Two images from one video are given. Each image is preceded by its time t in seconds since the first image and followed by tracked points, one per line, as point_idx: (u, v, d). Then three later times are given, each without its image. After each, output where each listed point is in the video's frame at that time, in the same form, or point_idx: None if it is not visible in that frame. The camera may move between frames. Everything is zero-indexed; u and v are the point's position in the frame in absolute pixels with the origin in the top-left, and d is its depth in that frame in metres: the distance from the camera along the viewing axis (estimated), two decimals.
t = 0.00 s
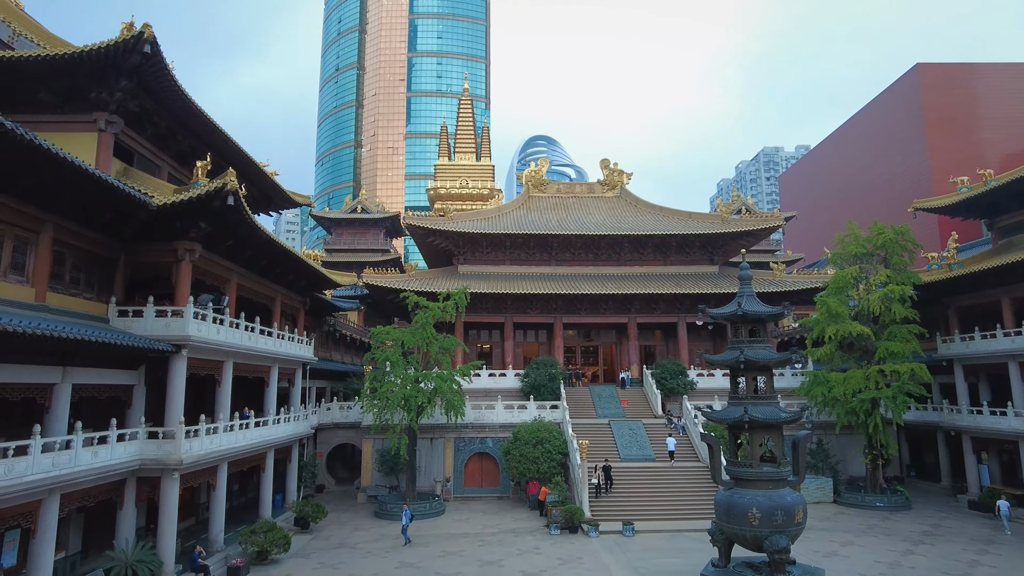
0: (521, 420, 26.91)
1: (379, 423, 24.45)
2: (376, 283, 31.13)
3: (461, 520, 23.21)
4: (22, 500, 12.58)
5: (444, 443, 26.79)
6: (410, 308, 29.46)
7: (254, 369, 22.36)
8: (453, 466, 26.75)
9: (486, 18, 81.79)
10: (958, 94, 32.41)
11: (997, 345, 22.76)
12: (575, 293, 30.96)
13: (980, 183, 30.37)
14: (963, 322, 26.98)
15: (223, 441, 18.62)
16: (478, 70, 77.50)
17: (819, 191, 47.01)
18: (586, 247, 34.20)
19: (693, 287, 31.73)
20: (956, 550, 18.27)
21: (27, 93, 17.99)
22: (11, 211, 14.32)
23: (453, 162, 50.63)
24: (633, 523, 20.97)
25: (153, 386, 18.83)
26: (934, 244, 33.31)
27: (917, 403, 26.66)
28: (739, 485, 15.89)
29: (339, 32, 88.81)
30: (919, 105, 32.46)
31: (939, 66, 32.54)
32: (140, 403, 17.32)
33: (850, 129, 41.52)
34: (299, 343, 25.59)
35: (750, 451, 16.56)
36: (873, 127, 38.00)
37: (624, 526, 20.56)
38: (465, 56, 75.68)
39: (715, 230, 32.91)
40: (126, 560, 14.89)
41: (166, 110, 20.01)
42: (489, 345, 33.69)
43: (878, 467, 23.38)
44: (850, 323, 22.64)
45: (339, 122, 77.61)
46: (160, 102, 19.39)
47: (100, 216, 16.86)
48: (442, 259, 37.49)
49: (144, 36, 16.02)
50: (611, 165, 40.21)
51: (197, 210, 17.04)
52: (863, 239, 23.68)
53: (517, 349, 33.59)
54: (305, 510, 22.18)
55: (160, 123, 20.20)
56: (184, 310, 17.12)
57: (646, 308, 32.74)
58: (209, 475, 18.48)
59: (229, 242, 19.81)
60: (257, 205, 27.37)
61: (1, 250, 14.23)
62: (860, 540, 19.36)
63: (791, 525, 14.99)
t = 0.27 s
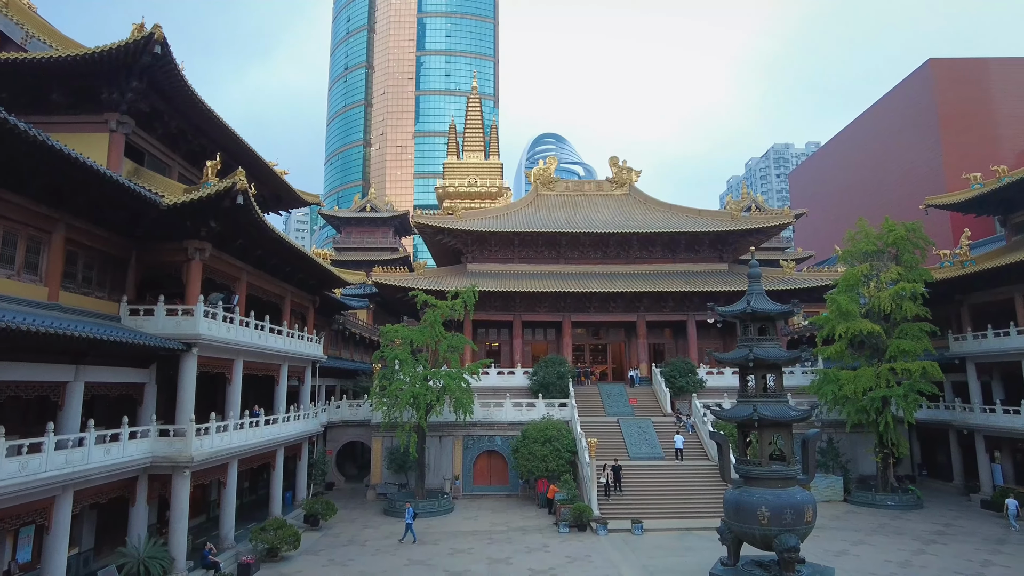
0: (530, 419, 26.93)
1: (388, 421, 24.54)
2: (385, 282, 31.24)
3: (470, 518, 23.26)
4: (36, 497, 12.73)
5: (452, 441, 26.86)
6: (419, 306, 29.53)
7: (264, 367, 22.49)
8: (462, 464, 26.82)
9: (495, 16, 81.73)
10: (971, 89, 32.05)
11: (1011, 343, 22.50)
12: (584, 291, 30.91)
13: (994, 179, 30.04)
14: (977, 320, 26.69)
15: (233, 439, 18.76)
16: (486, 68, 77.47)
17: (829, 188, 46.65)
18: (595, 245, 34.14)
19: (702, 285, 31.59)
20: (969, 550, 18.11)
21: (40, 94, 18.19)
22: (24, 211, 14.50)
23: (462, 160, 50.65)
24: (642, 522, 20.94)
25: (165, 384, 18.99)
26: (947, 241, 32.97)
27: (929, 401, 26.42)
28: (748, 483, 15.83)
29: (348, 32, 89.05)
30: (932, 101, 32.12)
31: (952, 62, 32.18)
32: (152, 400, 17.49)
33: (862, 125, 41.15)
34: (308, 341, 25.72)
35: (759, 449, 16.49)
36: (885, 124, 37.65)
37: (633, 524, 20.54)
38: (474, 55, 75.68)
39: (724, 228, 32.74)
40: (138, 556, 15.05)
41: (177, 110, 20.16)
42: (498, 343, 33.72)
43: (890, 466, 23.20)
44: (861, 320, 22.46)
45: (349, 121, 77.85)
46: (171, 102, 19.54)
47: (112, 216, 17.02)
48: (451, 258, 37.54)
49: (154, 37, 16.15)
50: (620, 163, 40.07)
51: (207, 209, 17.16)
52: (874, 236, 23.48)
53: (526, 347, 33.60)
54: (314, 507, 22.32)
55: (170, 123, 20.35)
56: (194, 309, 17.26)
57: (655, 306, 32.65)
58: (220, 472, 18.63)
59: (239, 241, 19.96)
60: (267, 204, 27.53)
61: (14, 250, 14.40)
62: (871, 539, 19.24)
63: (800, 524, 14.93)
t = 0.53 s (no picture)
0: (534, 417, 26.94)
1: (392, 419, 24.59)
2: (390, 281, 31.30)
3: (474, 517, 23.30)
4: (43, 495, 12.82)
5: (457, 439, 26.90)
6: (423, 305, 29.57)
7: (270, 366, 22.57)
8: (466, 463, 26.86)
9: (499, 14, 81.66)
10: (978, 86, 31.86)
11: (1017, 341, 22.38)
12: (588, 290, 30.88)
13: (1000, 176, 29.87)
14: (983, 318, 26.54)
15: (239, 438, 18.85)
16: (491, 67, 77.43)
17: (835, 185, 46.45)
18: (599, 244, 34.11)
19: (707, 283, 31.51)
20: (974, 549, 18.03)
21: (45, 95, 18.29)
22: (30, 211, 14.60)
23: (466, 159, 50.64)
24: (646, 521, 20.93)
25: (170, 383, 19.09)
26: (953, 239, 32.80)
27: (935, 400, 26.30)
28: (752, 482, 15.80)
29: (353, 31, 89.09)
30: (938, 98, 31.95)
31: (959, 58, 31.99)
32: (157, 399, 17.58)
33: (867, 123, 40.96)
34: (313, 340, 25.79)
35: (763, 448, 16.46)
36: (890, 121, 37.47)
37: (637, 523, 20.53)
38: (478, 53, 75.62)
39: (729, 226, 32.63)
40: (144, 554, 15.14)
41: (181, 110, 20.23)
42: (502, 342, 33.76)
43: (895, 465, 23.11)
44: (866, 319, 22.36)
45: (353, 121, 77.92)
46: (175, 102, 19.62)
47: (117, 216, 17.11)
48: (455, 257, 37.56)
49: (159, 37, 16.22)
50: (624, 161, 39.99)
51: (211, 209, 17.23)
52: (879, 234, 23.38)
53: (530, 346, 33.61)
54: (319, 506, 22.40)
55: (175, 123, 20.42)
56: (199, 308, 17.34)
57: (660, 304, 32.58)
58: (226, 470, 18.71)
59: (243, 241, 20.04)
60: (271, 203, 27.60)
61: (20, 249, 14.50)
62: (875, 538, 19.18)
63: (804, 522, 14.90)
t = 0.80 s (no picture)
0: (534, 416, 26.95)
1: (393, 418, 24.62)
2: (391, 280, 31.33)
3: (476, 515, 23.29)
4: (45, 493, 12.86)
5: (458, 438, 26.92)
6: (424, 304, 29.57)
7: (271, 365, 22.61)
8: (467, 461, 26.89)
9: (500, 13, 81.61)
10: (980, 84, 31.76)
11: (1018, 340, 22.37)
12: (589, 289, 30.88)
13: (1001, 174, 29.84)
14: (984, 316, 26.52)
15: (239, 436, 18.88)
16: (491, 66, 77.36)
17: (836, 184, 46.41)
18: (600, 243, 34.10)
19: (707, 282, 31.49)
20: (975, 547, 18.04)
21: (46, 95, 18.31)
22: (31, 210, 14.63)
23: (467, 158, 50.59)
24: (647, 519, 20.97)
25: (171, 382, 19.11)
26: (954, 237, 32.75)
27: (936, 399, 26.28)
28: (752, 480, 15.82)
29: (354, 30, 89.04)
30: (939, 96, 31.89)
31: (961, 56, 31.89)
32: (158, 398, 17.62)
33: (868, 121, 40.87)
34: (313, 339, 25.80)
35: (763, 446, 16.47)
36: (891, 119, 37.39)
37: (637, 522, 20.55)
38: (478, 52, 75.54)
39: (730, 225, 32.61)
40: (145, 553, 15.19)
41: (182, 109, 20.25)
42: (502, 341, 33.80)
43: (896, 463, 23.10)
44: (867, 317, 22.33)
45: (354, 119, 77.89)
46: (176, 101, 19.63)
47: (118, 215, 17.13)
48: (456, 256, 37.56)
49: (159, 37, 16.22)
50: (625, 160, 39.94)
51: (212, 208, 17.23)
52: (880, 232, 23.33)
53: (531, 345, 33.64)
54: (320, 504, 22.44)
55: (176, 123, 20.43)
56: (200, 308, 17.37)
57: (661, 303, 32.56)
58: (227, 469, 18.74)
59: (244, 240, 20.05)
60: (272, 203, 27.62)
61: (21, 249, 14.53)
62: (876, 537, 19.19)
63: (804, 521, 14.92)
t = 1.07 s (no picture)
0: (534, 415, 26.98)
1: (393, 417, 24.64)
2: (390, 279, 31.32)
3: (475, 513, 23.32)
4: (44, 492, 12.88)
5: (457, 437, 26.95)
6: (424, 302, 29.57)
7: (270, 364, 22.62)
8: (466, 460, 26.92)
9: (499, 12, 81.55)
10: (980, 82, 31.73)
11: (1016, 339, 22.40)
12: (588, 288, 30.88)
13: (1001, 173, 29.86)
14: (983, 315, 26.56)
15: (239, 435, 18.90)
16: (491, 64, 77.29)
17: (835, 183, 46.46)
18: (599, 241, 34.10)
19: (707, 281, 31.50)
20: (972, 545, 18.09)
21: (46, 93, 18.31)
22: (31, 209, 14.63)
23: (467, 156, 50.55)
24: (646, 517, 20.99)
25: (170, 380, 19.13)
26: (954, 236, 32.78)
27: (935, 397, 26.30)
28: (751, 479, 15.86)
29: (353, 29, 88.94)
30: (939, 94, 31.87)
31: (961, 54, 31.86)
32: (157, 396, 17.63)
33: (868, 119, 40.86)
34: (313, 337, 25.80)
35: (761, 445, 16.50)
36: (891, 118, 37.37)
37: (636, 520, 20.59)
38: (478, 51, 75.44)
39: (729, 223, 32.61)
40: (144, 551, 15.22)
41: (181, 108, 20.24)
42: (502, 340, 33.82)
43: (894, 462, 23.14)
44: (866, 316, 22.34)
45: (354, 118, 77.85)
46: (176, 100, 19.63)
47: (118, 214, 17.13)
48: (455, 254, 37.57)
49: (158, 35, 16.21)
50: (624, 158, 39.91)
51: (211, 206, 17.23)
52: (879, 231, 23.35)
53: (530, 344, 33.64)
54: (320, 503, 22.45)
55: (175, 121, 20.43)
56: (199, 306, 17.38)
57: (660, 302, 32.58)
58: (226, 467, 18.76)
59: (243, 239, 20.05)
60: (271, 201, 27.61)
61: (21, 248, 14.54)
62: (874, 535, 19.24)
63: (803, 519, 14.95)
